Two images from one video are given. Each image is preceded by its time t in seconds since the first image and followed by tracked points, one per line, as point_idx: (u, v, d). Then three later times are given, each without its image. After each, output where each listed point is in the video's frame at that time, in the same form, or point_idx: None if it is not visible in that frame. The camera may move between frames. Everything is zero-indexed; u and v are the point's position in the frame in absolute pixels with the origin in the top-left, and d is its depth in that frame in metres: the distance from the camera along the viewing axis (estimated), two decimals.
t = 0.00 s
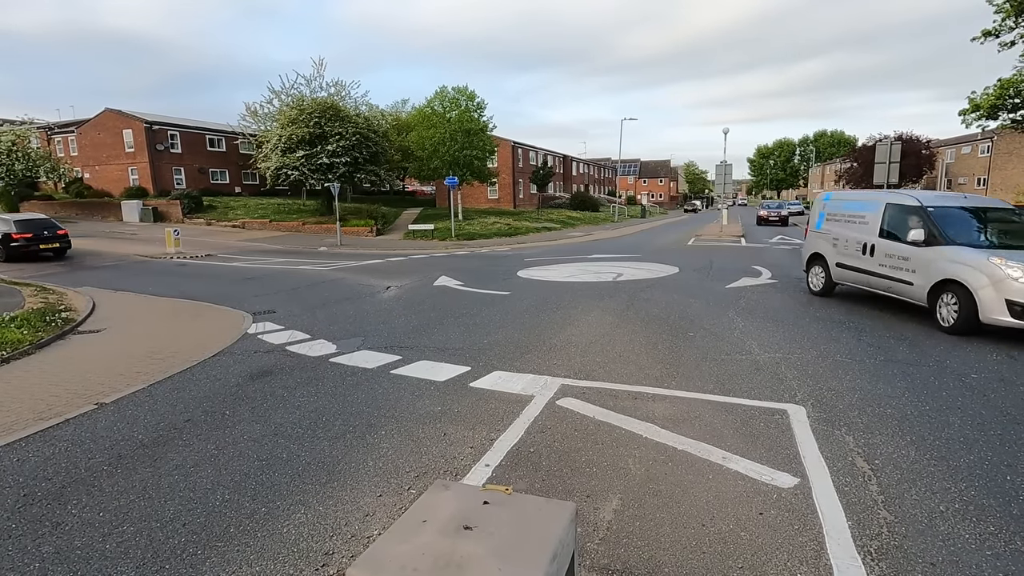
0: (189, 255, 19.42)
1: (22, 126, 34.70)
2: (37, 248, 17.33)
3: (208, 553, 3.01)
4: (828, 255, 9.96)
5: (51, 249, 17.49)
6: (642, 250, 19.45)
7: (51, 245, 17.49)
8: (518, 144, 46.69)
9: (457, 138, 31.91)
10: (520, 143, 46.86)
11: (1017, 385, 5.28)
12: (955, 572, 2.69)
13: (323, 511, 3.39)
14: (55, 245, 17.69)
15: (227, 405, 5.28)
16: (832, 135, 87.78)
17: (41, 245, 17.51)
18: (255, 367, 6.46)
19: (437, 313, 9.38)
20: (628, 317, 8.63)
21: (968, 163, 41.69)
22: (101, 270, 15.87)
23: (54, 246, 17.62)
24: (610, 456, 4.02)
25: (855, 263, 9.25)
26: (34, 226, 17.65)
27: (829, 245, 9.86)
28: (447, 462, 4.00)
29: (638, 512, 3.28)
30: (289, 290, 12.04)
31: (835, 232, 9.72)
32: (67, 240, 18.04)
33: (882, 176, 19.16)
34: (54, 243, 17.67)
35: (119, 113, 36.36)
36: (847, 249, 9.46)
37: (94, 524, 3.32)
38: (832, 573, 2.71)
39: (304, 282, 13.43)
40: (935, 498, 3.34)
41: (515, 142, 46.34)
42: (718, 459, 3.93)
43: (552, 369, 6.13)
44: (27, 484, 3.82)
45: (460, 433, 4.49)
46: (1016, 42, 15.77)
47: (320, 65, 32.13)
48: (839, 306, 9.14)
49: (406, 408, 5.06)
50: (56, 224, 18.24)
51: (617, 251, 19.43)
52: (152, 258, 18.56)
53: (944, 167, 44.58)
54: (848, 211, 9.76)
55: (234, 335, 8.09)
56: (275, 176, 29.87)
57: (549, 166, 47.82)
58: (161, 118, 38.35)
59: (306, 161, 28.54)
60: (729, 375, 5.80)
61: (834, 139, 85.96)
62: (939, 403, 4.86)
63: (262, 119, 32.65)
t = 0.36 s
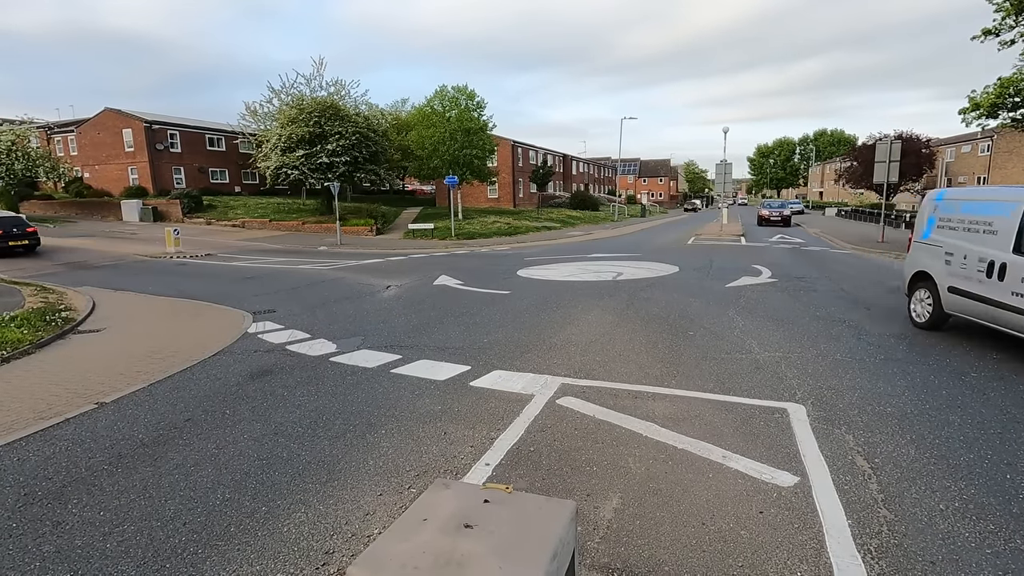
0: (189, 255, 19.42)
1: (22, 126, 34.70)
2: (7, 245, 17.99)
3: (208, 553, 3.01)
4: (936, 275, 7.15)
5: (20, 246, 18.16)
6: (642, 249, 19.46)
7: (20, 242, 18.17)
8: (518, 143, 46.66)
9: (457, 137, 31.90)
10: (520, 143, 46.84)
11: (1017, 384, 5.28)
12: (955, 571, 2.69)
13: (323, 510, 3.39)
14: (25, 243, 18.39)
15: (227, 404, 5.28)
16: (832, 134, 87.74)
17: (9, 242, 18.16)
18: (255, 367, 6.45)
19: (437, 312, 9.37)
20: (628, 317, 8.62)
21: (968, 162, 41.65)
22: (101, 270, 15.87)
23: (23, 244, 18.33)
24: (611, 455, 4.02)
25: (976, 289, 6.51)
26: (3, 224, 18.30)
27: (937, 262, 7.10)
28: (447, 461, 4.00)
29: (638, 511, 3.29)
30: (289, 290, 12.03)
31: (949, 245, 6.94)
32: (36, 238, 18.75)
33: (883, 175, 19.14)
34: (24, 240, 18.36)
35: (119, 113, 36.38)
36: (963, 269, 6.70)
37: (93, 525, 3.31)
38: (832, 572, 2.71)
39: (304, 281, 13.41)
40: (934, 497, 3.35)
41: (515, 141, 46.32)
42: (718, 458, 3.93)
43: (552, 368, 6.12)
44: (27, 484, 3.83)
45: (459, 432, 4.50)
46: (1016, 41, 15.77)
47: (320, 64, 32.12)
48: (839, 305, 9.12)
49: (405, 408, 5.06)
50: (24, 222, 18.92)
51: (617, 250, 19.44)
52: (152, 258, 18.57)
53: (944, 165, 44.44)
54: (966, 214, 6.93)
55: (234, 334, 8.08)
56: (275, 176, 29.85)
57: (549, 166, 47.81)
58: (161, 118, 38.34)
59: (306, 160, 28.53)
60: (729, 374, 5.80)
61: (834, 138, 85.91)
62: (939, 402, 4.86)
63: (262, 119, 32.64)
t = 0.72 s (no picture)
0: (189, 254, 19.43)
1: (22, 125, 34.73)
2: None
3: (210, 551, 3.02)
4: None
5: None
6: (642, 248, 19.43)
7: None
8: (518, 142, 46.64)
9: (458, 137, 31.87)
10: (521, 142, 46.81)
11: (1017, 383, 5.27)
12: (955, 570, 2.69)
13: (324, 509, 3.40)
14: None
15: (227, 403, 5.27)
16: (832, 133, 87.63)
17: None
18: (255, 366, 6.45)
19: (438, 311, 9.36)
20: (629, 316, 8.61)
21: (969, 161, 41.58)
22: (101, 269, 15.89)
23: None
24: (611, 454, 4.02)
25: None
26: None
27: None
28: (448, 460, 4.00)
29: (637, 509, 3.29)
30: (289, 289, 12.02)
31: None
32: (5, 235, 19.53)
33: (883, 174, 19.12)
34: None
35: (120, 112, 36.37)
36: None
37: (96, 523, 3.32)
38: (832, 572, 2.70)
39: (304, 280, 13.41)
40: (935, 496, 3.35)
41: (516, 140, 46.29)
42: (718, 457, 3.93)
43: (552, 367, 6.12)
44: (28, 482, 3.83)
45: (460, 431, 4.50)
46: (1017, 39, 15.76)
47: (320, 63, 32.11)
48: (839, 304, 9.11)
49: (405, 407, 5.06)
50: None
51: (617, 249, 19.44)
52: (152, 257, 18.59)
53: (945, 164, 44.38)
54: None
55: (234, 333, 8.07)
56: (275, 175, 29.84)
57: (549, 165, 47.77)
58: (161, 117, 38.33)
59: (306, 159, 28.50)
60: (730, 372, 5.81)
61: (834, 138, 85.82)
62: (938, 401, 4.87)
63: (262, 118, 32.63)
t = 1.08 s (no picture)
0: (188, 254, 19.42)
1: (21, 124, 34.68)
2: None
3: (208, 552, 3.01)
4: None
5: None
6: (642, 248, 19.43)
7: None
8: (517, 142, 46.67)
9: (457, 137, 31.88)
10: (520, 142, 46.83)
11: (1015, 383, 5.28)
12: (954, 570, 2.69)
13: (322, 509, 3.39)
14: None
15: (226, 403, 5.27)
16: (831, 134, 87.81)
17: None
18: (255, 366, 6.44)
19: (437, 311, 9.36)
20: (628, 316, 8.61)
21: (968, 162, 41.63)
22: (100, 269, 15.87)
23: None
24: (610, 454, 4.01)
25: None
26: None
27: None
28: (446, 460, 4.00)
29: (637, 510, 3.29)
30: (288, 289, 12.01)
31: None
32: None
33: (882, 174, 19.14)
34: None
35: (119, 111, 36.32)
36: None
37: (95, 524, 3.31)
38: (831, 572, 2.70)
39: (303, 280, 13.41)
40: (934, 496, 3.35)
41: (515, 141, 46.31)
42: (717, 457, 3.93)
43: (551, 367, 6.12)
44: (27, 482, 3.82)
45: (459, 431, 4.50)
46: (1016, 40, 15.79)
47: (320, 63, 32.10)
48: (839, 305, 9.11)
49: (405, 407, 5.06)
50: None
51: (616, 249, 19.45)
52: (151, 256, 18.58)
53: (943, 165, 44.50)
54: None
55: (233, 333, 8.06)
56: (275, 174, 29.82)
57: (548, 165, 47.78)
58: (160, 116, 38.30)
59: (306, 159, 28.48)
60: (729, 372, 5.81)
61: (833, 138, 86.01)
62: (937, 401, 4.87)
63: (261, 118, 32.61)
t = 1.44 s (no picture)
0: (188, 252, 19.42)
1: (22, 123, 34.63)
2: None
3: (209, 550, 3.01)
4: None
5: None
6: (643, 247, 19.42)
7: None
8: (518, 141, 46.65)
9: (458, 136, 31.85)
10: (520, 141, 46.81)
11: (1016, 383, 5.27)
12: (955, 570, 2.69)
13: (322, 508, 3.39)
14: None
15: (227, 402, 5.25)
16: (832, 134, 87.80)
17: None
18: (255, 364, 6.44)
19: (438, 310, 9.35)
20: (629, 315, 8.60)
21: (969, 162, 41.57)
22: (99, 267, 15.87)
23: None
24: (609, 454, 4.01)
25: None
26: None
27: None
28: (446, 459, 3.99)
29: (637, 509, 3.28)
30: (288, 288, 12.02)
31: None
32: None
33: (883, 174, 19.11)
34: None
35: (120, 110, 36.31)
36: None
37: (96, 523, 3.31)
38: (832, 572, 2.70)
39: (303, 279, 13.40)
40: (934, 495, 3.35)
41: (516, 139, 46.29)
42: (718, 456, 3.92)
43: (552, 366, 6.12)
44: (28, 480, 3.83)
45: (459, 430, 4.49)
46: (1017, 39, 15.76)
47: (320, 61, 32.06)
48: (840, 304, 9.08)
49: (406, 405, 5.06)
50: None
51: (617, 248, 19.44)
52: (151, 255, 18.57)
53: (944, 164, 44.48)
54: None
55: (233, 332, 8.05)
56: (275, 173, 29.80)
57: (549, 164, 47.76)
58: (161, 114, 38.27)
59: (306, 158, 28.47)
60: (730, 372, 5.80)
61: (834, 138, 86.02)
62: (938, 400, 4.87)
63: (262, 116, 32.58)
